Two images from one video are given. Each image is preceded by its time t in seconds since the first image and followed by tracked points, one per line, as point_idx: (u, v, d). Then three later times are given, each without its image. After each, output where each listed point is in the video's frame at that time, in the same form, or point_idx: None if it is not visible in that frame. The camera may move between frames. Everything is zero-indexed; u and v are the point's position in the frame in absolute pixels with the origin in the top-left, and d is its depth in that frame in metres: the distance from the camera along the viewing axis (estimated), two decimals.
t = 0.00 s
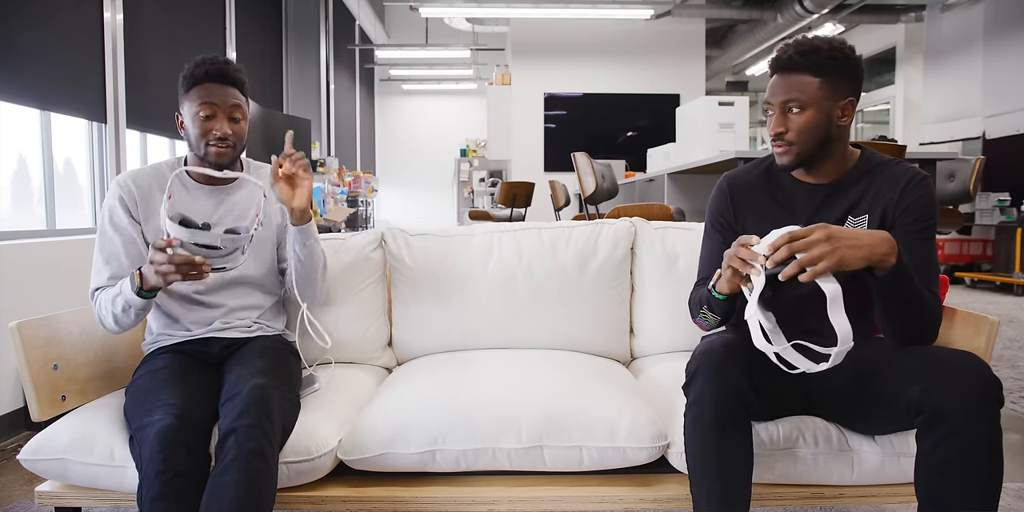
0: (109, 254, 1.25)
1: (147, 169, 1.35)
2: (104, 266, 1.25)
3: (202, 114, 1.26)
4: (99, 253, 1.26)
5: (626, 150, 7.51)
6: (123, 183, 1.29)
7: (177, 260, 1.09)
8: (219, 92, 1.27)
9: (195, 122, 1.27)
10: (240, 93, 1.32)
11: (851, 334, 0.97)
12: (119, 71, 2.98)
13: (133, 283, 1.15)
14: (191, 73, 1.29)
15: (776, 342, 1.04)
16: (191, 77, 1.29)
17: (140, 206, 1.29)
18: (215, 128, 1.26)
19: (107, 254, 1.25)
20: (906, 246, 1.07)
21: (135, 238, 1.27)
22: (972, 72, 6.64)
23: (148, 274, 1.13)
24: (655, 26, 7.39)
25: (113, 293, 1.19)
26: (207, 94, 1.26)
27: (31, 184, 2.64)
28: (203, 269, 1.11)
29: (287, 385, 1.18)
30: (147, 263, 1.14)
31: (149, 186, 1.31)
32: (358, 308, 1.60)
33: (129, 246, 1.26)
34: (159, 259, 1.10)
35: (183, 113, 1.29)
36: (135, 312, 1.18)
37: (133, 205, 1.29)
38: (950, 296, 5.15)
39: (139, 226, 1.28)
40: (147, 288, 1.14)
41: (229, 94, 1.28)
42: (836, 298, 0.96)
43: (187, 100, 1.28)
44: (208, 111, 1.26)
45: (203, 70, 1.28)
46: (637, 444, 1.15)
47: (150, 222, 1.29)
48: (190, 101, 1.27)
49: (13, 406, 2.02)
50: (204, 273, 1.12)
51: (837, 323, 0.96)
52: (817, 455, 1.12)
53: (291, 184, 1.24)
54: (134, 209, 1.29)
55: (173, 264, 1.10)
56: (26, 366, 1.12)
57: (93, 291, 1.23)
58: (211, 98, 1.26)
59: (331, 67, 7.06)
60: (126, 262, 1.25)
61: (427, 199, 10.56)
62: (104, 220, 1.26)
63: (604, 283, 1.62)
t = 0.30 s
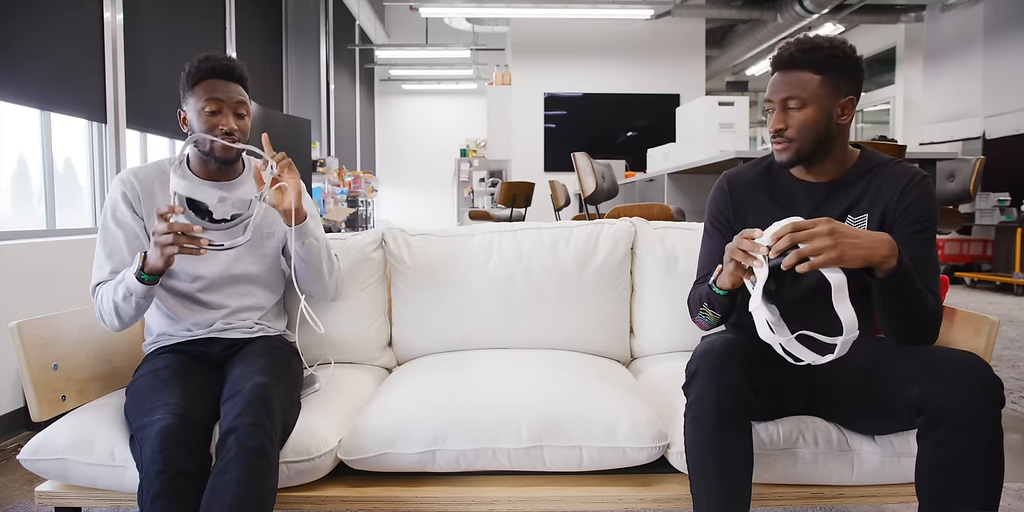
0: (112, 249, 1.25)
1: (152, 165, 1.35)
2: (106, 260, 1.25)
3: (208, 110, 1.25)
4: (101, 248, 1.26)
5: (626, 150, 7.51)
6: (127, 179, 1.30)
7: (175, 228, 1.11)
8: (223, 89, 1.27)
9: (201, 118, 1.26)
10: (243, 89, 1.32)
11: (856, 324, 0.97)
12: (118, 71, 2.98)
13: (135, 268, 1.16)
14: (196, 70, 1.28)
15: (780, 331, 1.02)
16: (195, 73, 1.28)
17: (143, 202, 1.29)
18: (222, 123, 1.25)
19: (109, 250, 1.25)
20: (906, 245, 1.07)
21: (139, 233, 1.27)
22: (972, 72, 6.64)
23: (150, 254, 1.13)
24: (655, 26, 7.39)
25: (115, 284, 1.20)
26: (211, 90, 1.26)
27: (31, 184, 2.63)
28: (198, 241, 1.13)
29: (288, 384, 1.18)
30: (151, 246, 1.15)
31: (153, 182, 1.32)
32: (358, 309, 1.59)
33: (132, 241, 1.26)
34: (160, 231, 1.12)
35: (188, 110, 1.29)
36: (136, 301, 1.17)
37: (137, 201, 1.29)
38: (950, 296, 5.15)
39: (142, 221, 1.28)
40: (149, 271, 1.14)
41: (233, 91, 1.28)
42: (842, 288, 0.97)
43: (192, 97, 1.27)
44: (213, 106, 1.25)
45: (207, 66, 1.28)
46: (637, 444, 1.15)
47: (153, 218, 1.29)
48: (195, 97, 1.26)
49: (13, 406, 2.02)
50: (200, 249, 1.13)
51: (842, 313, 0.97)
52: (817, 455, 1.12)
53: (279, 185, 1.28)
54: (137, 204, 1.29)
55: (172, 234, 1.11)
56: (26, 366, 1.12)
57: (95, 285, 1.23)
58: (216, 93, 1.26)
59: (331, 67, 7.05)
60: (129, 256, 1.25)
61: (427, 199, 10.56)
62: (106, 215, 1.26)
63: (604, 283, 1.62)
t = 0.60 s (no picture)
0: (113, 247, 1.25)
1: (154, 165, 1.36)
2: (107, 258, 1.25)
3: (208, 110, 1.25)
4: (102, 246, 1.26)
5: (626, 150, 7.51)
6: (128, 178, 1.30)
7: (176, 218, 1.11)
8: (226, 90, 1.27)
9: (202, 118, 1.26)
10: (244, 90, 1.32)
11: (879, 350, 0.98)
12: (118, 71, 2.98)
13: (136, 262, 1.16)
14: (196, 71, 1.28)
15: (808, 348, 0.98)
16: (196, 74, 1.28)
17: (144, 201, 1.29)
18: (224, 124, 1.26)
19: (110, 248, 1.25)
20: (904, 237, 1.08)
21: (140, 231, 1.27)
22: (972, 72, 6.64)
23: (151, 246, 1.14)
24: (655, 26, 7.40)
25: (116, 280, 1.20)
26: (213, 91, 1.26)
27: (31, 184, 2.63)
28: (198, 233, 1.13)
29: (289, 384, 1.18)
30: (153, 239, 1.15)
31: (155, 182, 1.32)
32: (359, 309, 1.60)
33: (133, 239, 1.26)
34: (162, 220, 1.11)
35: (189, 109, 1.29)
36: (137, 296, 1.17)
37: (138, 199, 1.29)
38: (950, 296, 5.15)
39: (143, 219, 1.28)
40: (149, 263, 1.15)
41: (236, 92, 1.28)
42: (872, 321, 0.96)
43: (194, 97, 1.27)
44: (214, 107, 1.25)
45: (209, 67, 1.28)
46: (637, 444, 1.15)
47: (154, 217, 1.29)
48: (197, 97, 1.27)
49: (13, 406, 2.02)
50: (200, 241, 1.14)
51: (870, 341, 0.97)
52: (817, 455, 1.12)
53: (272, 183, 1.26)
54: (138, 204, 1.29)
55: (172, 224, 1.11)
56: (26, 366, 1.12)
57: (96, 283, 1.23)
58: (217, 94, 1.26)
59: (331, 67, 7.05)
60: (129, 253, 1.25)
61: (427, 199, 10.56)
62: (107, 214, 1.26)
63: (604, 283, 1.62)
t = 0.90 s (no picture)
0: (114, 250, 1.25)
1: (154, 166, 1.35)
2: (109, 261, 1.25)
3: (211, 118, 1.26)
4: (104, 249, 1.26)
5: (626, 150, 7.51)
6: (128, 180, 1.30)
7: (180, 229, 1.12)
8: (227, 95, 1.27)
9: (203, 123, 1.26)
10: (245, 94, 1.32)
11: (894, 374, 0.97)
12: (119, 71, 2.98)
13: (140, 269, 1.16)
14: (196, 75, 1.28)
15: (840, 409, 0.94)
16: (197, 77, 1.28)
17: (145, 204, 1.29)
18: (223, 130, 1.25)
19: (112, 250, 1.25)
20: (906, 238, 1.09)
21: (140, 234, 1.27)
22: (972, 72, 6.64)
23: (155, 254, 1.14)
24: (655, 26, 7.40)
25: (119, 285, 1.20)
26: (214, 97, 1.26)
27: (31, 184, 2.63)
28: (202, 244, 1.13)
29: (288, 384, 1.18)
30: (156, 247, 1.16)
31: (155, 184, 1.32)
32: (358, 309, 1.60)
33: (134, 242, 1.26)
34: (165, 230, 1.12)
35: (190, 114, 1.29)
36: (140, 302, 1.18)
37: (137, 201, 1.29)
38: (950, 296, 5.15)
39: (143, 222, 1.28)
40: (153, 271, 1.15)
41: (238, 98, 1.28)
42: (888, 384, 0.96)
43: (195, 101, 1.27)
44: (215, 114, 1.26)
45: (210, 70, 1.28)
46: (637, 444, 1.15)
47: (154, 219, 1.29)
48: (197, 102, 1.27)
49: (13, 406, 2.02)
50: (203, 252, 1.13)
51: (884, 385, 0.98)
52: (817, 455, 1.12)
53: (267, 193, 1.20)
54: (138, 205, 1.29)
55: (175, 235, 1.11)
56: (26, 366, 1.12)
57: (98, 287, 1.23)
58: (218, 100, 1.26)
59: (331, 67, 7.05)
60: (131, 257, 1.26)
61: (427, 199, 10.56)
62: (108, 216, 1.26)
63: (604, 283, 1.62)
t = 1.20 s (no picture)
0: (115, 253, 1.25)
1: (153, 168, 1.35)
2: (110, 264, 1.25)
3: (213, 121, 1.25)
4: (105, 252, 1.26)
5: (626, 150, 7.51)
6: (128, 182, 1.30)
7: (181, 237, 1.12)
8: (230, 98, 1.27)
9: (206, 127, 1.26)
10: (246, 96, 1.32)
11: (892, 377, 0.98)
12: (119, 71, 2.98)
13: (141, 274, 1.16)
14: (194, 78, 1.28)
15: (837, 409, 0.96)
16: (198, 79, 1.28)
17: (145, 206, 1.29)
18: (227, 133, 1.26)
19: (113, 253, 1.25)
20: (906, 245, 1.10)
21: (141, 237, 1.27)
22: (972, 72, 6.64)
23: (155, 261, 1.14)
24: (655, 26, 7.40)
25: (120, 289, 1.20)
26: (215, 100, 1.26)
27: (31, 184, 2.63)
28: (202, 252, 1.13)
29: (288, 385, 1.18)
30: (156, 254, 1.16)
31: (155, 187, 1.32)
32: (358, 308, 1.60)
33: (134, 245, 1.27)
34: (166, 239, 1.12)
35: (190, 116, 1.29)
36: (142, 306, 1.18)
37: (137, 203, 1.29)
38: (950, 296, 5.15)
39: (143, 225, 1.28)
40: (154, 277, 1.15)
41: (240, 100, 1.28)
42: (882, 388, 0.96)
43: (196, 104, 1.27)
44: (217, 117, 1.25)
45: (210, 72, 1.28)
46: (637, 444, 1.15)
47: (154, 222, 1.29)
48: (199, 105, 1.26)
49: (13, 406, 2.02)
50: (203, 260, 1.13)
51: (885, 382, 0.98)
52: (817, 455, 1.12)
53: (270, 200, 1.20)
54: (138, 208, 1.29)
55: (176, 243, 1.12)
56: (26, 366, 1.12)
57: (99, 291, 1.23)
58: (221, 104, 1.26)
59: (331, 67, 7.05)
60: (132, 260, 1.26)
61: (427, 199, 10.56)
62: (108, 219, 1.26)
63: (604, 283, 1.62)
